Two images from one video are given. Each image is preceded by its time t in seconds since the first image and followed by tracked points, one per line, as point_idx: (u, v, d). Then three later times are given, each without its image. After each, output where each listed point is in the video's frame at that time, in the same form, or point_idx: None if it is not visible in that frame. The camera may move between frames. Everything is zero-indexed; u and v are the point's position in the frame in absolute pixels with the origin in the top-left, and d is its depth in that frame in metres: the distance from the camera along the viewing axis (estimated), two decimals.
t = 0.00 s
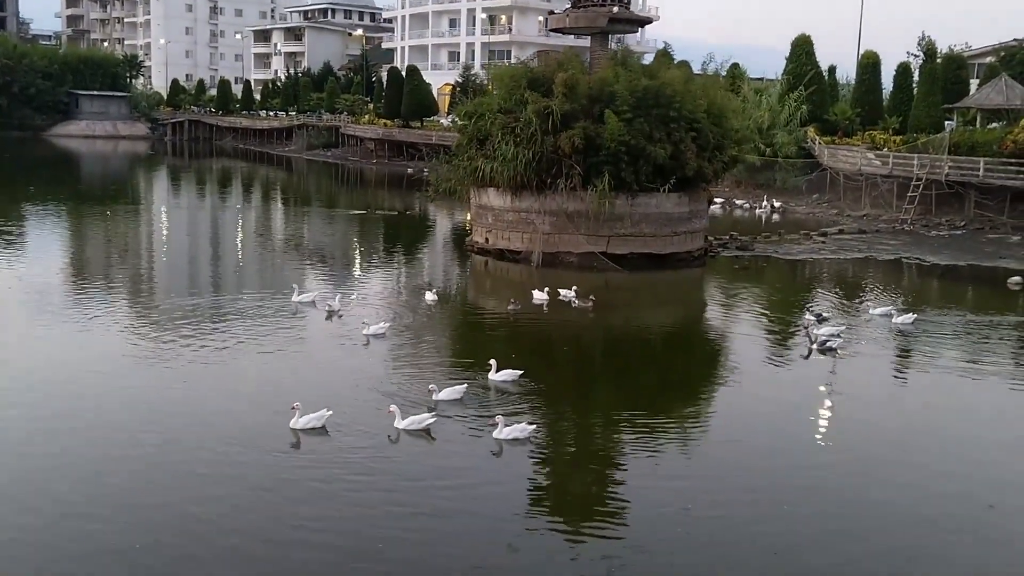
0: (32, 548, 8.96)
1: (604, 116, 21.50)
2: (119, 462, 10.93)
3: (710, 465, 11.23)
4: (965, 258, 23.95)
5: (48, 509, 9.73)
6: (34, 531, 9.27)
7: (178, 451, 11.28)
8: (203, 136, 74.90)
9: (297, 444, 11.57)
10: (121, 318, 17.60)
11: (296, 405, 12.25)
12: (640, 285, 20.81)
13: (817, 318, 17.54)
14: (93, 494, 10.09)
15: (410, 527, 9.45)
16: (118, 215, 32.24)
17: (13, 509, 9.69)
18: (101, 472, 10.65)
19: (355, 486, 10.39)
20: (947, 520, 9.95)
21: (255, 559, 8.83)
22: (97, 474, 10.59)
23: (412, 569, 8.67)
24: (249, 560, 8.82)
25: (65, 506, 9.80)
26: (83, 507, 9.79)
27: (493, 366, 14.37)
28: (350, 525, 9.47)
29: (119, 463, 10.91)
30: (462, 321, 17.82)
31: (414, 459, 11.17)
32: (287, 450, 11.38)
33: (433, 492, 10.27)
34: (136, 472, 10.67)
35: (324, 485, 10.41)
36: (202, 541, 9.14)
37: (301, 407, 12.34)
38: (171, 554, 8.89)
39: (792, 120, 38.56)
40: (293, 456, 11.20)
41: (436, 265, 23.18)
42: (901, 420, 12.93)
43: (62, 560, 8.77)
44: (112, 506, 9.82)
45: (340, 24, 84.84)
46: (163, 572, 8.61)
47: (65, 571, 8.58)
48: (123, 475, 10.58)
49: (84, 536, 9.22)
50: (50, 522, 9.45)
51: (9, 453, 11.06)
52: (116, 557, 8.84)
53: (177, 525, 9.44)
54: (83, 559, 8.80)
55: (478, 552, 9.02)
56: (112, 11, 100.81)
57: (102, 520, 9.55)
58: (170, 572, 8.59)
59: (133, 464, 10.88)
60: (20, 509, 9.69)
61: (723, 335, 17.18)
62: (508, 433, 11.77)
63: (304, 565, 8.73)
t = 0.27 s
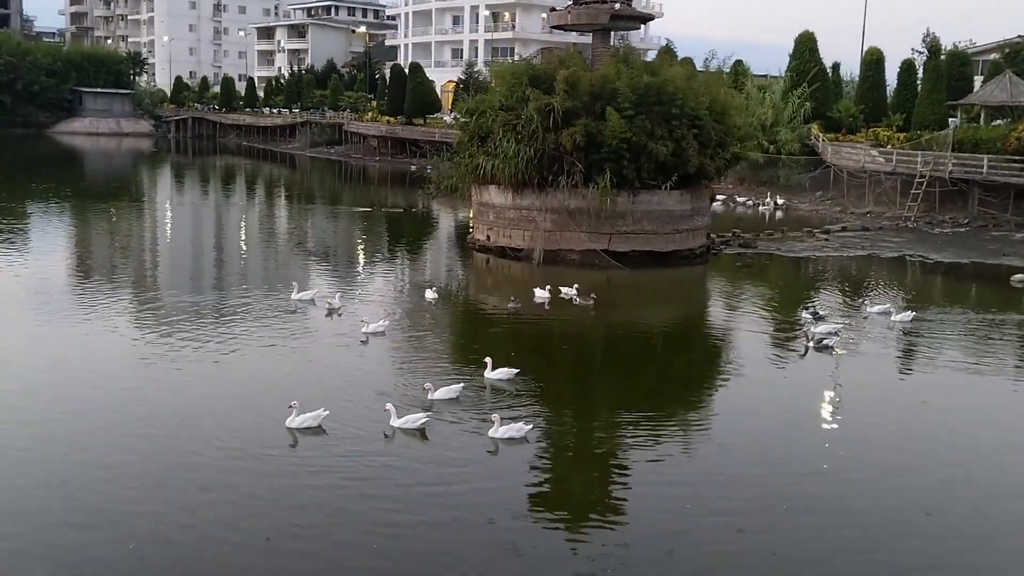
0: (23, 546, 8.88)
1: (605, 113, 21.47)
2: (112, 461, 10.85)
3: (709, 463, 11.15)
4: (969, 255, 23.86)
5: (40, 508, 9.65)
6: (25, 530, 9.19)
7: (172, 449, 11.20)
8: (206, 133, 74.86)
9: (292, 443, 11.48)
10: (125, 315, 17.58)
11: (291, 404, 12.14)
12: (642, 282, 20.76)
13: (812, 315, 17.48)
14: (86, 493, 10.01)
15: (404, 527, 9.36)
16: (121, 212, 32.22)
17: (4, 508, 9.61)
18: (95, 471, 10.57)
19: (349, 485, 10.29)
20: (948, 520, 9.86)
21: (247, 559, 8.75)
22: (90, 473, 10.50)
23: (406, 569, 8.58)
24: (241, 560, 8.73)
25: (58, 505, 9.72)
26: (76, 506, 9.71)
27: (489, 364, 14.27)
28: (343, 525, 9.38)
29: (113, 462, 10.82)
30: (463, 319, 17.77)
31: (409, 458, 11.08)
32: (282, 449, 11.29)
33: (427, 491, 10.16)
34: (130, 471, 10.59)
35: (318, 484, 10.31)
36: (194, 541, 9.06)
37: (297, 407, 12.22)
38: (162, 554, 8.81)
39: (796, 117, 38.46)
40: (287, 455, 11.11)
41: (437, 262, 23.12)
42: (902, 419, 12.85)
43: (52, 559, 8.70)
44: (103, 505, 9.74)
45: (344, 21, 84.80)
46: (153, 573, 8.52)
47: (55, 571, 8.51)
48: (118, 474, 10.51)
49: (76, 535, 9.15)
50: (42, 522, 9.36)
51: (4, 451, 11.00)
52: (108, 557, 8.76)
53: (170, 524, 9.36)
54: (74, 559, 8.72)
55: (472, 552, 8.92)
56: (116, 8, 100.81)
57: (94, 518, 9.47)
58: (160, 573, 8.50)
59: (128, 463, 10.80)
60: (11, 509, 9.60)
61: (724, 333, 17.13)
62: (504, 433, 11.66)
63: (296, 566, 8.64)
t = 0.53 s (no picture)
0: (18, 547, 8.83)
1: (609, 112, 21.43)
2: (111, 460, 10.79)
3: (710, 463, 11.09)
4: (973, 254, 23.79)
5: (37, 507, 9.60)
6: (21, 530, 9.14)
7: (170, 449, 11.15)
8: (211, 132, 74.88)
9: (290, 443, 11.41)
10: (129, 314, 17.56)
11: (290, 403, 12.08)
12: (645, 281, 20.71)
13: (810, 314, 17.41)
14: (84, 493, 9.97)
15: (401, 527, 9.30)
16: (126, 211, 32.23)
17: (1, 508, 9.56)
18: (93, 470, 10.52)
19: (347, 485, 10.23)
20: (951, 521, 9.78)
21: (243, 560, 8.68)
22: (87, 473, 10.45)
23: (403, 570, 8.52)
24: (237, 561, 8.67)
25: (54, 505, 9.67)
26: (72, 506, 9.66)
27: (487, 364, 14.21)
28: (340, 525, 9.32)
29: (111, 461, 10.77)
30: (465, 318, 17.74)
31: (407, 458, 11.01)
32: (280, 449, 11.22)
33: (426, 492, 10.09)
34: (128, 470, 10.54)
35: (316, 484, 10.24)
36: (190, 541, 9.00)
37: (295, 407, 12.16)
38: (158, 555, 8.75)
39: (800, 115, 38.39)
40: (286, 455, 11.06)
41: (439, 261, 23.09)
42: (904, 419, 12.78)
43: (48, 560, 8.64)
44: (100, 505, 9.69)
45: (348, 20, 84.81)
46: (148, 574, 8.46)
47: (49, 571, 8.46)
48: (115, 474, 10.45)
49: (71, 535, 9.08)
50: (38, 521, 9.31)
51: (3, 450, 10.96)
52: (104, 556, 8.72)
53: (166, 525, 9.31)
54: (69, 560, 8.66)
55: (470, 553, 8.85)
56: (120, 7, 100.86)
57: (91, 518, 9.42)
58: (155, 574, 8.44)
59: (126, 462, 10.76)
60: (8, 508, 9.56)
61: (728, 332, 17.08)
62: (502, 432, 11.59)
63: (292, 567, 8.58)
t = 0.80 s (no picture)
0: (16, 546, 8.83)
1: (611, 111, 21.41)
2: (110, 460, 10.79)
3: (711, 463, 11.07)
4: (976, 254, 23.76)
5: (35, 507, 9.60)
6: (19, 529, 9.14)
7: (170, 449, 11.14)
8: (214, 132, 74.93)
9: (289, 443, 11.41)
10: (133, 314, 17.58)
11: (288, 403, 12.07)
12: (648, 281, 20.69)
13: (808, 315, 17.40)
14: (85, 492, 9.98)
15: (399, 528, 9.28)
16: (131, 210, 32.31)
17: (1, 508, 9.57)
18: (94, 470, 10.53)
19: (345, 485, 10.21)
20: (952, 522, 9.75)
21: (241, 560, 8.67)
22: (86, 473, 10.45)
23: (404, 570, 8.53)
24: (234, 561, 8.66)
25: (53, 505, 9.66)
26: (70, 506, 9.66)
27: (486, 363, 14.20)
28: (338, 525, 9.30)
29: (110, 461, 10.77)
30: (467, 318, 17.73)
31: (405, 458, 10.99)
32: (278, 449, 11.22)
33: (424, 492, 10.07)
34: (127, 470, 10.54)
35: (314, 484, 10.23)
36: (187, 541, 8.99)
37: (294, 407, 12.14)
38: (155, 555, 8.75)
39: (803, 115, 38.38)
40: (287, 455, 11.06)
41: (441, 261, 23.09)
42: (905, 419, 12.76)
43: (46, 560, 8.64)
44: (99, 505, 9.69)
45: (352, 20, 84.87)
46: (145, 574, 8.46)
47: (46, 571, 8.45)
48: (114, 473, 10.45)
49: (70, 535, 9.08)
50: (37, 521, 9.31)
51: (3, 450, 10.96)
52: (104, 556, 8.72)
53: (164, 524, 9.30)
54: (70, 559, 8.67)
55: (468, 554, 8.83)
56: (124, 7, 100.96)
57: (89, 518, 9.42)
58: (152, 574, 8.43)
59: (125, 462, 10.75)
60: (10, 507, 9.57)
61: (730, 332, 17.05)
62: (500, 433, 11.57)
63: (289, 567, 8.57)
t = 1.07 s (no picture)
0: (16, 546, 8.83)
1: (613, 111, 21.41)
2: (109, 460, 10.79)
3: (711, 463, 11.07)
4: (978, 254, 23.75)
5: (34, 507, 9.59)
6: (18, 529, 9.13)
7: (169, 449, 11.13)
8: (216, 131, 74.95)
9: (287, 443, 11.40)
10: (136, 313, 17.57)
11: (286, 403, 12.07)
12: (650, 281, 20.69)
13: (807, 316, 17.40)
14: (85, 492, 9.98)
15: (397, 528, 9.28)
16: (133, 210, 32.30)
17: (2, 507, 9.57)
18: (95, 469, 10.53)
19: (344, 485, 10.21)
20: (952, 522, 9.74)
21: (240, 560, 8.67)
22: (85, 473, 10.44)
23: (403, 569, 8.53)
24: (232, 561, 8.65)
25: (52, 505, 9.66)
26: (69, 506, 9.65)
27: (485, 363, 14.20)
28: (336, 525, 9.30)
29: (109, 461, 10.76)
30: (469, 317, 17.74)
31: (404, 458, 10.99)
32: (277, 449, 11.21)
33: (424, 492, 10.08)
34: (128, 470, 10.53)
35: (313, 484, 10.23)
36: (186, 541, 8.99)
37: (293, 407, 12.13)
38: (155, 554, 8.74)
39: (805, 115, 38.36)
40: (287, 454, 11.06)
41: (443, 260, 23.10)
42: (906, 419, 12.76)
43: (47, 559, 8.64)
44: (99, 505, 9.68)
45: (354, 19, 84.90)
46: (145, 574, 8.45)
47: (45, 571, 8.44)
48: (113, 473, 10.45)
49: (70, 535, 9.08)
50: (38, 521, 9.31)
51: (4, 449, 10.96)
52: (105, 556, 8.72)
53: (163, 525, 9.30)
54: (70, 559, 8.67)
55: (467, 554, 8.83)
56: (126, 7, 101.01)
57: (89, 518, 9.42)
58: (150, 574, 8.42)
59: (126, 462, 10.75)
60: (11, 507, 9.57)
61: (731, 332, 17.05)
62: (499, 433, 11.56)
63: (288, 567, 8.56)
